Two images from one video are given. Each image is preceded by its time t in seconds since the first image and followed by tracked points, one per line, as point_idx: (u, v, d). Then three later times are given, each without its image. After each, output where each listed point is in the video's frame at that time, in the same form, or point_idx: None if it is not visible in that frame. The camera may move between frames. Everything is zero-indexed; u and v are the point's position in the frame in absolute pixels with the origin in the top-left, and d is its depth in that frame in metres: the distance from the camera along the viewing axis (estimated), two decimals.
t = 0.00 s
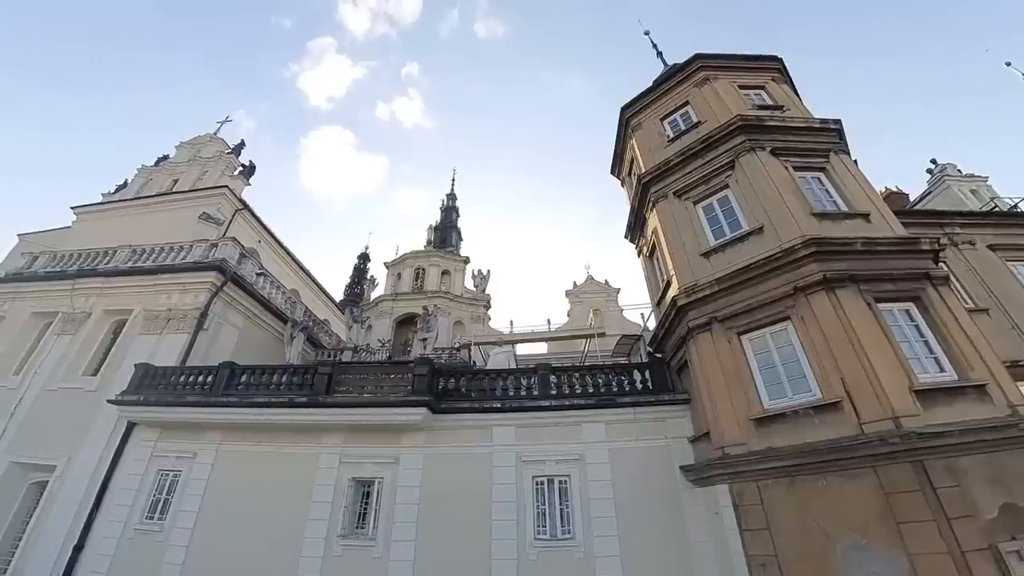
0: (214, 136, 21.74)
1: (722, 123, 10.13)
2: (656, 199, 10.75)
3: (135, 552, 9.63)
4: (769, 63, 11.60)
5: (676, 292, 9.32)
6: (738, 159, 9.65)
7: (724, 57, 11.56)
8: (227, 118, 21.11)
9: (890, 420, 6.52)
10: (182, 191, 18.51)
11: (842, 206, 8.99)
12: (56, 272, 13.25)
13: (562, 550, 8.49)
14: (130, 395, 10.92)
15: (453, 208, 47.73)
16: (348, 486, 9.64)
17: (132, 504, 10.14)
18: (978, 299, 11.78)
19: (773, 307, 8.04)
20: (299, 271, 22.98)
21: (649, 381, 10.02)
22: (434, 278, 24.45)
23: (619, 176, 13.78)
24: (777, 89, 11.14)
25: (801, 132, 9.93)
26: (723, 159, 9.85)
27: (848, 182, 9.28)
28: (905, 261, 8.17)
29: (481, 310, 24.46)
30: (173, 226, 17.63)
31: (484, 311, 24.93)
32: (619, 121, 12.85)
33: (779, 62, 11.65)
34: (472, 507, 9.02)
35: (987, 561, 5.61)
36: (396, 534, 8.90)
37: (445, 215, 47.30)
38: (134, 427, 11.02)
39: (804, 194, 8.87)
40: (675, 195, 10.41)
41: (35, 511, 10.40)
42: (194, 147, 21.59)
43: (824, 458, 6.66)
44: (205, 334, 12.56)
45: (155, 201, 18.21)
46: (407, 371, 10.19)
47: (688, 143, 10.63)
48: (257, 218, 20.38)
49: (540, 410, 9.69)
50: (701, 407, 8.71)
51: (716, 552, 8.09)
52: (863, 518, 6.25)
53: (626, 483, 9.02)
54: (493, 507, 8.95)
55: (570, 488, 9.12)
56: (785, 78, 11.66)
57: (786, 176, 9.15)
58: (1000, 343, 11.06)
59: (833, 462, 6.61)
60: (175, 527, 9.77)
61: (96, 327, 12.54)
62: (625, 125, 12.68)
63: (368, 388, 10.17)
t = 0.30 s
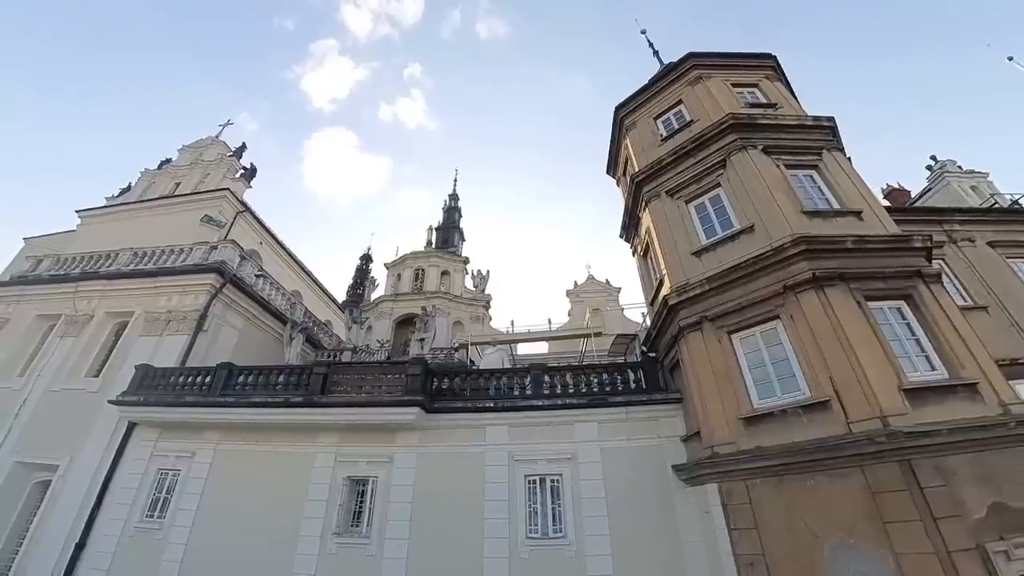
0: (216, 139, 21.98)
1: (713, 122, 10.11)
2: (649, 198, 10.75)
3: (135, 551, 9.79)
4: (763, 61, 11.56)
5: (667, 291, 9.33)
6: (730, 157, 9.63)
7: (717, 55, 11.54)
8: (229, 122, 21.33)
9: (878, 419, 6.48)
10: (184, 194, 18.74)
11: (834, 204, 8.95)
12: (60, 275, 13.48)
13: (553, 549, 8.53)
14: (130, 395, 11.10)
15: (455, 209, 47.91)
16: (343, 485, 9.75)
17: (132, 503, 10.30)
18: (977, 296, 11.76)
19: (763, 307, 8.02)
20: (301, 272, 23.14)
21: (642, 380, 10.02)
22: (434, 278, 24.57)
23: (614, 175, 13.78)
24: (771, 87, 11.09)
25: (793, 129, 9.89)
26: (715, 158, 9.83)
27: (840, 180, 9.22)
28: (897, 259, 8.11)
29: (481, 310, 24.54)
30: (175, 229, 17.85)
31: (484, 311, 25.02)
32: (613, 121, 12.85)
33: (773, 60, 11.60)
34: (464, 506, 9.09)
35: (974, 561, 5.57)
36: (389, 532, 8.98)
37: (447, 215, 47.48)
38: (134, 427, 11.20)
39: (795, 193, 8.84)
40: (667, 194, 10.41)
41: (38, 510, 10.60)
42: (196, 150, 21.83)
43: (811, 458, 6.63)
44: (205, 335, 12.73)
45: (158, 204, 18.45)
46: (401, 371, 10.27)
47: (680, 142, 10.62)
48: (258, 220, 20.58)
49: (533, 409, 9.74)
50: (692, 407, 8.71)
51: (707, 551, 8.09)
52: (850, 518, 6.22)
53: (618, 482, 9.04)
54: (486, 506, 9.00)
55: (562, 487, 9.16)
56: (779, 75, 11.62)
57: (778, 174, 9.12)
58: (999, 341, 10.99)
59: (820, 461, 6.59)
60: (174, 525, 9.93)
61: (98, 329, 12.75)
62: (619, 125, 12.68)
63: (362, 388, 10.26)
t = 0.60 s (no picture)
0: (218, 143, 22.24)
1: (705, 121, 10.09)
2: (642, 198, 10.75)
3: (135, 550, 9.97)
4: (757, 60, 11.51)
5: (659, 292, 9.33)
6: (721, 157, 9.60)
7: (709, 54, 11.51)
8: (231, 126, 21.56)
9: (865, 420, 6.44)
10: (186, 198, 18.99)
11: (826, 203, 8.90)
12: (64, 279, 13.73)
13: (545, 549, 8.57)
14: (131, 397, 11.29)
15: (458, 209, 48.08)
16: (338, 485, 9.86)
17: (133, 503, 10.48)
18: (976, 294, 11.65)
19: (752, 307, 8.00)
20: (302, 273, 23.27)
21: (634, 381, 10.03)
22: (433, 279, 24.70)
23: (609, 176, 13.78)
24: (764, 85, 11.04)
25: (785, 128, 9.84)
26: (706, 158, 9.81)
27: (832, 179, 9.16)
28: (888, 258, 8.05)
29: (480, 310, 24.60)
30: (177, 232, 18.09)
31: (484, 312, 25.12)
32: (607, 121, 12.85)
33: (767, 58, 11.55)
34: (456, 506, 9.15)
35: (960, 564, 5.52)
36: (382, 532, 9.08)
37: (450, 216, 47.66)
38: (135, 428, 11.39)
39: (786, 192, 8.79)
40: (660, 195, 10.40)
41: (42, 510, 10.81)
42: (199, 154, 22.08)
43: (798, 460, 6.61)
44: (205, 338, 12.91)
45: (160, 208, 18.71)
46: (394, 373, 10.36)
47: (673, 141, 10.60)
48: (260, 222, 20.79)
49: (525, 410, 9.79)
50: (683, 407, 8.70)
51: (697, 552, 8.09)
52: (836, 520, 6.19)
53: (610, 483, 9.07)
54: (478, 507, 9.06)
55: (554, 488, 9.20)
56: (773, 73, 11.56)
57: (769, 174, 9.08)
58: (999, 339, 10.88)
59: (806, 463, 6.57)
60: (173, 525, 10.09)
61: (101, 332, 12.98)
62: (613, 126, 12.69)
63: (356, 390, 10.37)
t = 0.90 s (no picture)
0: (220, 146, 22.45)
1: (697, 121, 10.07)
2: (634, 198, 10.75)
3: (135, 549, 10.13)
4: (750, 58, 11.47)
5: (650, 292, 9.32)
6: (713, 156, 9.58)
7: (703, 53, 11.47)
8: (232, 129, 21.76)
9: (853, 421, 6.39)
10: (188, 201, 19.20)
11: (817, 202, 8.84)
12: (67, 282, 13.94)
13: (536, 548, 8.62)
14: (130, 399, 11.46)
15: (461, 210, 48.24)
16: (333, 484, 9.97)
17: (133, 503, 10.64)
18: (975, 292, 11.53)
19: (742, 307, 7.97)
20: (302, 273, 23.31)
21: (627, 381, 10.03)
22: (433, 280, 24.81)
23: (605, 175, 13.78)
24: (758, 83, 10.99)
25: (777, 127, 9.79)
26: (697, 157, 9.78)
27: (824, 177, 9.10)
28: (879, 257, 7.99)
29: (479, 311, 24.64)
30: (179, 235, 18.30)
31: (484, 312, 25.21)
32: (602, 121, 12.85)
33: (761, 56, 11.50)
34: (449, 505, 9.22)
35: (946, 566, 5.47)
36: (376, 531, 9.18)
37: (453, 216, 47.81)
38: (135, 429, 11.55)
39: (777, 191, 8.76)
40: (652, 194, 10.39)
41: (45, 509, 11.00)
42: (201, 157, 22.31)
43: (785, 460, 6.57)
44: (204, 339, 13.07)
45: (163, 211, 18.93)
46: (388, 374, 10.44)
47: (665, 141, 10.59)
48: (262, 224, 20.98)
49: (517, 410, 9.84)
50: (674, 407, 8.69)
51: (688, 552, 8.10)
52: (822, 520, 6.14)
53: (602, 483, 9.08)
54: (470, 506, 9.12)
55: (546, 488, 9.23)
56: (767, 71, 11.51)
57: (759, 172, 9.04)
58: (997, 338, 10.77)
59: (794, 463, 6.53)
60: (172, 524, 10.23)
61: (103, 334, 13.18)
62: (607, 125, 12.68)
63: (350, 391, 10.46)
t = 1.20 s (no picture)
0: (221, 149, 22.68)
1: (687, 119, 10.03)
2: (626, 198, 10.74)
3: (134, 547, 10.30)
4: (743, 55, 11.40)
5: (640, 291, 9.32)
6: (703, 155, 9.54)
7: (695, 51, 11.42)
8: (234, 132, 21.99)
9: (838, 421, 6.33)
10: (191, 204, 19.43)
11: (808, 200, 8.77)
12: (70, 285, 14.19)
13: (526, 548, 8.66)
14: (130, 400, 11.66)
15: (463, 210, 48.36)
16: (327, 484, 10.10)
17: (133, 502, 10.82)
18: (974, 289, 11.38)
19: (730, 306, 7.94)
20: (304, 274, 23.48)
21: (619, 381, 10.02)
22: (433, 281, 24.91)
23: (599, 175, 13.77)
24: (750, 80, 10.92)
25: (768, 124, 9.73)
26: (688, 155, 9.74)
27: (816, 174, 9.03)
28: (870, 255, 7.91)
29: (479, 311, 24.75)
30: (181, 238, 18.52)
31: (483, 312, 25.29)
32: (595, 121, 12.84)
33: (754, 53, 11.43)
34: (441, 505, 9.30)
35: (931, 568, 5.41)
36: (369, 531, 9.29)
37: (455, 216, 47.91)
38: (135, 430, 11.74)
39: (767, 189, 8.70)
40: (643, 194, 10.38)
41: (48, 509, 11.21)
42: (203, 161, 22.55)
43: (770, 461, 6.53)
44: (203, 341, 13.23)
45: (165, 214, 19.17)
46: (380, 375, 10.52)
47: (656, 140, 10.56)
48: (263, 227, 21.18)
49: (509, 410, 9.88)
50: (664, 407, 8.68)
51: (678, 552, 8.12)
52: (807, 521, 6.11)
53: (593, 482, 9.10)
54: (461, 506, 9.18)
55: (537, 488, 9.26)
56: (760, 69, 11.44)
57: (749, 171, 8.99)
58: (997, 335, 10.64)
59: (779, 464, 6.49)
60: (171, 523, 10.40)
61: (105, 336, 13.39)
62: (601, 125, 12.67)
63: (343, 392, 10.55)
